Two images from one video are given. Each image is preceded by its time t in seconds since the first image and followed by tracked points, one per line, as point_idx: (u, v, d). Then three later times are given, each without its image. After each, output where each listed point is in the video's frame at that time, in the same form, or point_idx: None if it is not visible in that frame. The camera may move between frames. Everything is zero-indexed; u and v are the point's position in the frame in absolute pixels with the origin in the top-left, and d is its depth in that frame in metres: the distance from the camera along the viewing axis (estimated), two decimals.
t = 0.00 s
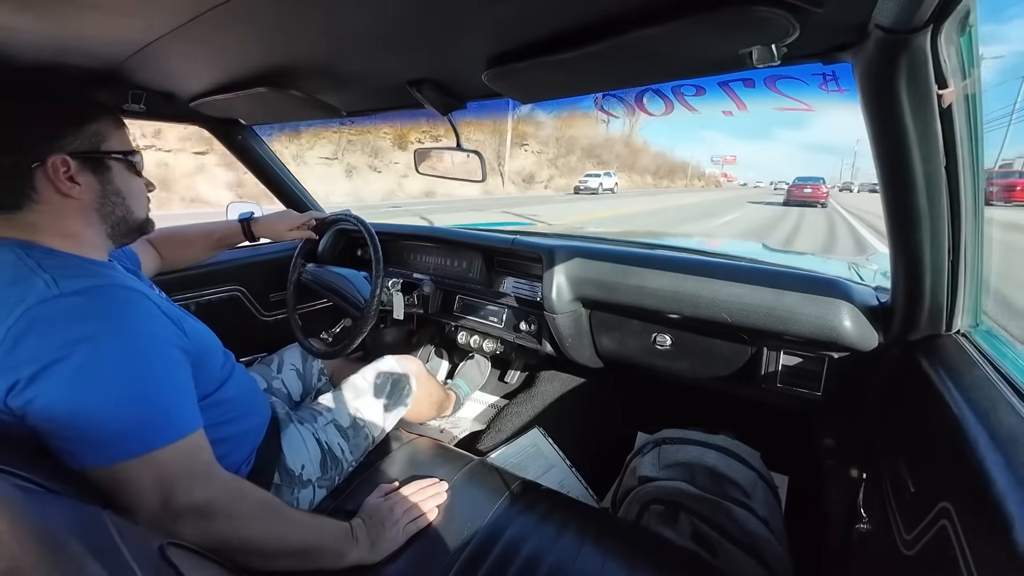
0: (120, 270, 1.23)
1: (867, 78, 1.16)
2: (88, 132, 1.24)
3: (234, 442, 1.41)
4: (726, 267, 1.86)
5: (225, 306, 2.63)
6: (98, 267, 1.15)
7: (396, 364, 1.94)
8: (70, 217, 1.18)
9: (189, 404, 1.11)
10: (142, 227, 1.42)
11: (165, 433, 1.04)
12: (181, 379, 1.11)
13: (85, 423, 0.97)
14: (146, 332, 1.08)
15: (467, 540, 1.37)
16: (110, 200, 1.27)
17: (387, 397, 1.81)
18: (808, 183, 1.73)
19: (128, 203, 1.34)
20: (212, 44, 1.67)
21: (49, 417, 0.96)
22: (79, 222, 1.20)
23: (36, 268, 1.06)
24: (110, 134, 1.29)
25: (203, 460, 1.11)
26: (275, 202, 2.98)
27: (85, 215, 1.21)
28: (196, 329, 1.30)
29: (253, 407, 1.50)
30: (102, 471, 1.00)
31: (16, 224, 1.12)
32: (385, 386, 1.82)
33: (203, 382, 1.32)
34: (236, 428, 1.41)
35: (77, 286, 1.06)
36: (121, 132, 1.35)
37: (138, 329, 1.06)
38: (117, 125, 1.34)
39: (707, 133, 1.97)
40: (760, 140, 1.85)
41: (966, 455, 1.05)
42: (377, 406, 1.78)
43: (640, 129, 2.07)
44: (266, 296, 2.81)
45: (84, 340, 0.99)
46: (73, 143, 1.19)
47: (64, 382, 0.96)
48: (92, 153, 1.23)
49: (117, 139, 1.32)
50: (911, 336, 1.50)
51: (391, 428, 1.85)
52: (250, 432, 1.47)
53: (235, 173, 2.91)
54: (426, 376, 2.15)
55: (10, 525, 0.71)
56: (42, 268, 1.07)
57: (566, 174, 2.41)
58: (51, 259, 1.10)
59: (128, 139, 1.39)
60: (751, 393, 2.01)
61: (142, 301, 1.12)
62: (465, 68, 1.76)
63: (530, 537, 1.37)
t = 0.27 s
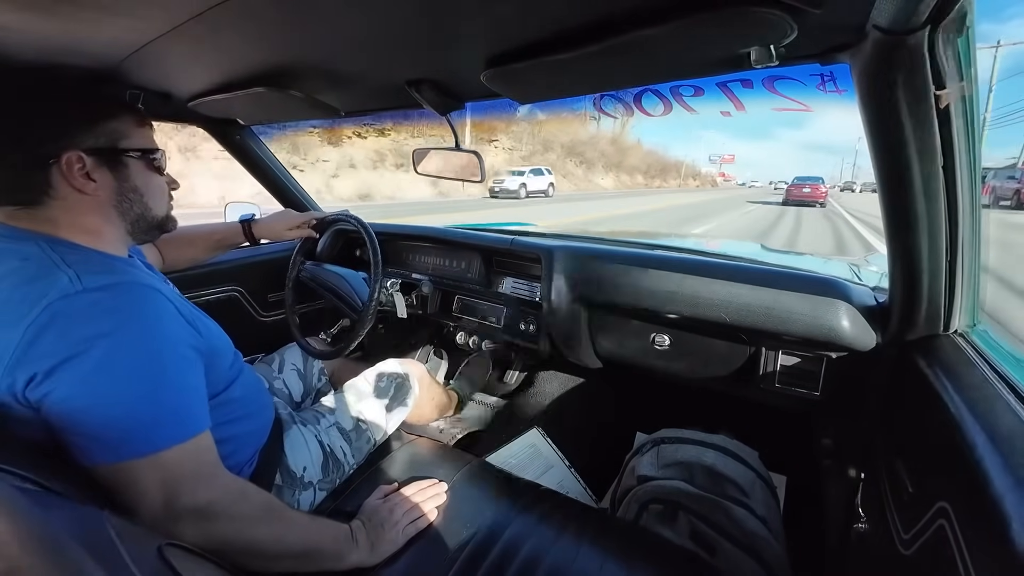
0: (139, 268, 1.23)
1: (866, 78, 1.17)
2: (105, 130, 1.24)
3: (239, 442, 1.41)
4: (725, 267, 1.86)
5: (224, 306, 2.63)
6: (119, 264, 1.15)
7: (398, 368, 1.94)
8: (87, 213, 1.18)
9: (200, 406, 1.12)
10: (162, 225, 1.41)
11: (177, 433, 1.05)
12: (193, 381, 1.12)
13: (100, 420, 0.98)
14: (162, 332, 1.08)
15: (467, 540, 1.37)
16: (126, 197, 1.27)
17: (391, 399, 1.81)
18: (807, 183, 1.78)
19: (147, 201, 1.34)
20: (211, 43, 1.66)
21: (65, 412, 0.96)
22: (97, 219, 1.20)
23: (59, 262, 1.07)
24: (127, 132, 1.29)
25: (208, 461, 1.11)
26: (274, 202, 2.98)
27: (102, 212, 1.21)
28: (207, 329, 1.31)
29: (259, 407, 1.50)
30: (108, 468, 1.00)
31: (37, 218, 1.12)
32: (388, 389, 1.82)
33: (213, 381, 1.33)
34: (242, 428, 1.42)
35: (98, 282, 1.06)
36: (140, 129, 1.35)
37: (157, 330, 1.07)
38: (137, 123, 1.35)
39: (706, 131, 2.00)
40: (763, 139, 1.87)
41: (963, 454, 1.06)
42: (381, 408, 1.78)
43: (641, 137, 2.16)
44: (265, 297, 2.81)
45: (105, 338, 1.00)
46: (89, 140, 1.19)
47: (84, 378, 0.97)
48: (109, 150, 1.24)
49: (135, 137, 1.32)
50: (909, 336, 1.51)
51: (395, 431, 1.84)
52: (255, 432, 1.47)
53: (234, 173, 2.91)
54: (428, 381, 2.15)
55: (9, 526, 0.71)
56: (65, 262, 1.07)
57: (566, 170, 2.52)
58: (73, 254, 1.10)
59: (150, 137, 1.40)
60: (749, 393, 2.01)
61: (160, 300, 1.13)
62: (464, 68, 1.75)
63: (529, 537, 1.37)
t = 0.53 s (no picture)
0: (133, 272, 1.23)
1: (864, 81, 1.18)
2: (94, 136, 1.23)
3: (236, 447, 1.40)
4: (724, 268, 1.86)
5: (224, 308, 2.63)
6: (110, 269, 1.14)
7: (398, 369, 1.96)
8: (76, 219, 1.18)
9: (196, 409, 1.11)
10: (155, 231, 1.40)
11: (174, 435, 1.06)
12: (189, 384, 1.12)
13: (94, 425, 0.98)
14: (155, 337, 1.08)
15: (467, 542, 1.37)
16: (116, 203, 1.26)
17: (390, 399, 1.82)
18: (806, 183, 1.76)
19: (139, 207, 1.33)
20: (210, 46, 1.66)
21: (59, 418, 0.97)
22: (86, 225, 1.19)
23: (50, 268, 1.06)
24: (117, 137, 1.29)
25: (207, 464, 1.12)
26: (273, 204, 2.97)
27: (91, 219, 1.21)
28: (203, 332, 1.31)
29: (258, 410, 1.49)
30: (105, 474, 1.00)
31: (28, 225, 1.13)
32: (388, 390, 1.83)
33: (210, 383, 1.33)
34: (242, 430, 1.42)
35: (89, 287, 1.05)
36: (134, 133, 1.35)
37: (149, 333, 1.07)
38: (133, 128, 1.37)
39: (702, 131, 2.00)
40: (764, 140, 1.86)
41: (964, 454, 1.06)
42: (381, 409, 1.78)
43: (637, 137, 2.16)
44: (265, 299, 2.81)
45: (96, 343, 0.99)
46: (77, 146, 1.19)
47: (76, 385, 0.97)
48: (97, 157, 1.23)
49: (126, 142, 1.31)
50: (908, 336, 1.51)
51: (395, 433, 1.84)
52: (254, 434, 1.47)
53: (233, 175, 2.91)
54: (428, 382, 2.15)
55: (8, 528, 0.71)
56: (56, 268, 1.07)
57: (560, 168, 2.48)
58: (64, 260, 1.10)
59: (145, 141, 1.40)
60: (750, 394, 2.01)
61: (153, 304, 1.12)
62: (463, 69, 1.76)
63: (529, 538, 1.37)
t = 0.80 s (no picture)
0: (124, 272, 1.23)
1: (864, 78, 1.17)
2: (77, 136, 1.20)
3: (236, 445, 1.40)
4: (724, 268, 1.86)
5: (224, 308, 2.63)
6: (100, 269, 1.15)
7: (399, 368, 1.96)
8: (60, 222, 1.17)
9: (190, 406, 1.11)
10: (144, 230, 1.38)
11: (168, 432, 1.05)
12: (182, 381, 1.11)
13: (86, 425, 0.98)
14: (146, 334, 1.08)
15: (468, 541, 1.37)
16: (100, 205, 1.25)
17: (391, 399, 1.82)
18: (806, 183, 1.74)
19: (124, 207, 1.31)
20: (210, 46, 1.67)
21: (52, 419, 0.97)
22: (71, 227, 1.19)
23: (37, 270, 1.06)
24: (101, 136, 1.26)
25: (206, 461, 1.12)
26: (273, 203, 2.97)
27: (75, 221, 1.20)
28: (197, 329, 1.31)
29: (257, 408, 1.49)
30: (105, 474, 1.00)
31: (14, 228, 1.13)
32: (389, 390, 1.84)
33: (207, 381, 1.33)
34: (241, 428, 1.42)
35: (78, 288, 1.05)
36: (119, 132, 1.32)
37: (138, 331, 1.06)
38: (117, 126, 1.33)
39: (700, 132, 1.99)
40: (765, 138, 1.81)
41: (965, 454, 1.06)
42: (381, 408, 1.78)
43: (631, 135, 2.12)
44: (266, 299, 2.81)
45: (85, 342, 0.99)
46: (58, 147, 1.16)
47: (66, 386, 0.97)
48: (80, 157, 1.20)
49: (110, 141, 1.28)
50: (909, 335, 1.51)
51: (395, 432, 1.84)
52: (254, 433, 1.47)
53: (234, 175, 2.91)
54: (429, 381, 2.15)
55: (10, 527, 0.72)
56: (44, 270, 1.07)
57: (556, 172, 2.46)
58: (54, 261, 1.10)
59: (129, 140, 1.36)
60: (750, 393, 2.01)
61: (143, 302, 1.12)
62: (464, 69, 1.76)
63: (530, 538, 1.37)
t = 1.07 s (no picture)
0: (127, 271, 1.23)
1: (864, 77, 1.17)
2: (74, 133, 1.21)
3: (238, 444, 1.40)
4: (724, 268, 1.86)
5: (224, 308, 2.63)
6: (102, 267, 1.14)
7: (399, 369, 1.96)
8: (63, 220, 1.17)
9: (193, 404, 1.11)
10: (144, 226, 1.39)
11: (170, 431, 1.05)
12: (184, 379, 1.12)
13: (88, 424, 0.98)
14: (149, 332, 1.08)
15: (468, 541, 1.37)
16: (101, 202, 1.25)
17: (391, 399, 1.82)
18: (806, 182, 1.73)
19: (124, 204, 1.32)
20: (211, 46, 1.67)
21: (55, 417, 0.97)
22: (73, 225, 1.19)
23: (40, 268, 1.06)
24: (98, 133, 1.26)
25: (208, 460, 1.12)
26: (273, 203, 2.97)
27: (77, 218, 1.20)
28: (199, 328, 1.31)
29: (258, 407, 1.49)
30: (106, 473, 1.00)
31: (15, 227, 1.12)
32: (389, 390, 1.84)
33: (209, 379, 1.33)
34: (242, 427, 1.42)
35: (80, 285, 1.05)
36: (116, 129, 1.33)
37: (140, 330, 1.06)
38: (112, 123, 1.34)
39: (699, 131, 1.98)
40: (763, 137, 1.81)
41: (965, 454, 1.05)
42: (381, 408, 1.78)
43: (624, 133, 2.11)
44: (266, 299, 2.81)
45: (88, 340, 0.99)
46: (56, 145, 1.17)
47: (68, 384, 0.96)
48: (78, 154, 1.21)
49: (107, 138, 1.29)
50: (910, 336, 1.51)
51: (395, 433, 1.84)
52: (256, 432, 1.47)
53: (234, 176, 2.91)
54: (429, 382, 2.15)
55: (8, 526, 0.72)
56: (46, 268, 1.07)
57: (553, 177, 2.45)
58: (56, 259, 1.10)
59: (126, 137, 1.36)
60: (751, 394, 2.01)
61: (145, 300, 1.12)
62: (464, 70, 1.76)
63: (530, 538, 1.37)
